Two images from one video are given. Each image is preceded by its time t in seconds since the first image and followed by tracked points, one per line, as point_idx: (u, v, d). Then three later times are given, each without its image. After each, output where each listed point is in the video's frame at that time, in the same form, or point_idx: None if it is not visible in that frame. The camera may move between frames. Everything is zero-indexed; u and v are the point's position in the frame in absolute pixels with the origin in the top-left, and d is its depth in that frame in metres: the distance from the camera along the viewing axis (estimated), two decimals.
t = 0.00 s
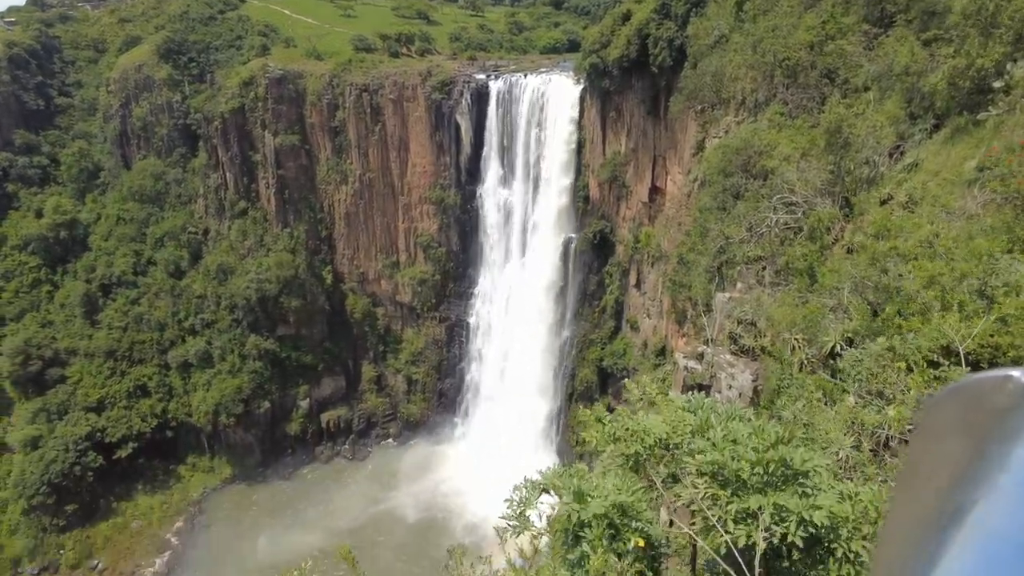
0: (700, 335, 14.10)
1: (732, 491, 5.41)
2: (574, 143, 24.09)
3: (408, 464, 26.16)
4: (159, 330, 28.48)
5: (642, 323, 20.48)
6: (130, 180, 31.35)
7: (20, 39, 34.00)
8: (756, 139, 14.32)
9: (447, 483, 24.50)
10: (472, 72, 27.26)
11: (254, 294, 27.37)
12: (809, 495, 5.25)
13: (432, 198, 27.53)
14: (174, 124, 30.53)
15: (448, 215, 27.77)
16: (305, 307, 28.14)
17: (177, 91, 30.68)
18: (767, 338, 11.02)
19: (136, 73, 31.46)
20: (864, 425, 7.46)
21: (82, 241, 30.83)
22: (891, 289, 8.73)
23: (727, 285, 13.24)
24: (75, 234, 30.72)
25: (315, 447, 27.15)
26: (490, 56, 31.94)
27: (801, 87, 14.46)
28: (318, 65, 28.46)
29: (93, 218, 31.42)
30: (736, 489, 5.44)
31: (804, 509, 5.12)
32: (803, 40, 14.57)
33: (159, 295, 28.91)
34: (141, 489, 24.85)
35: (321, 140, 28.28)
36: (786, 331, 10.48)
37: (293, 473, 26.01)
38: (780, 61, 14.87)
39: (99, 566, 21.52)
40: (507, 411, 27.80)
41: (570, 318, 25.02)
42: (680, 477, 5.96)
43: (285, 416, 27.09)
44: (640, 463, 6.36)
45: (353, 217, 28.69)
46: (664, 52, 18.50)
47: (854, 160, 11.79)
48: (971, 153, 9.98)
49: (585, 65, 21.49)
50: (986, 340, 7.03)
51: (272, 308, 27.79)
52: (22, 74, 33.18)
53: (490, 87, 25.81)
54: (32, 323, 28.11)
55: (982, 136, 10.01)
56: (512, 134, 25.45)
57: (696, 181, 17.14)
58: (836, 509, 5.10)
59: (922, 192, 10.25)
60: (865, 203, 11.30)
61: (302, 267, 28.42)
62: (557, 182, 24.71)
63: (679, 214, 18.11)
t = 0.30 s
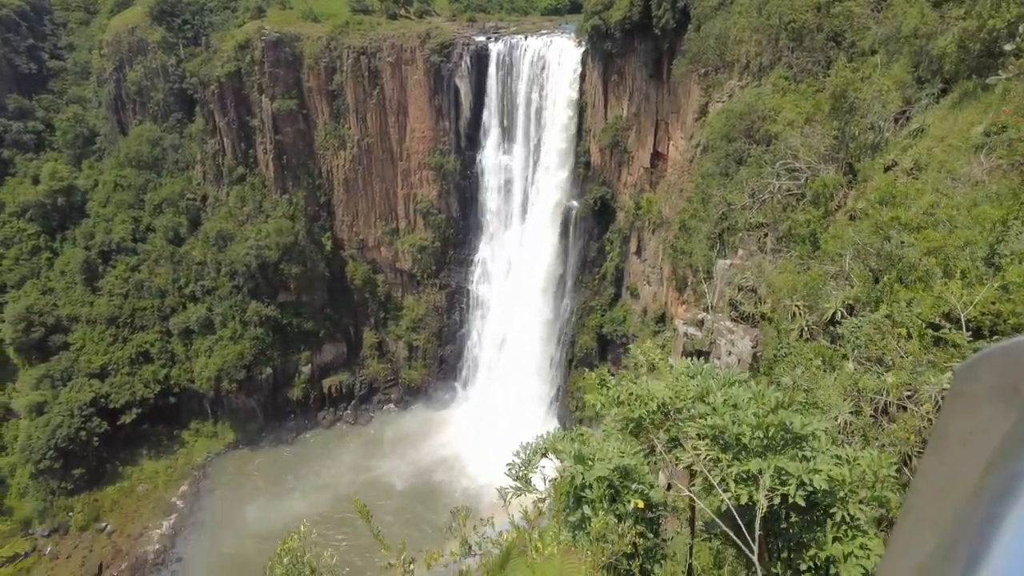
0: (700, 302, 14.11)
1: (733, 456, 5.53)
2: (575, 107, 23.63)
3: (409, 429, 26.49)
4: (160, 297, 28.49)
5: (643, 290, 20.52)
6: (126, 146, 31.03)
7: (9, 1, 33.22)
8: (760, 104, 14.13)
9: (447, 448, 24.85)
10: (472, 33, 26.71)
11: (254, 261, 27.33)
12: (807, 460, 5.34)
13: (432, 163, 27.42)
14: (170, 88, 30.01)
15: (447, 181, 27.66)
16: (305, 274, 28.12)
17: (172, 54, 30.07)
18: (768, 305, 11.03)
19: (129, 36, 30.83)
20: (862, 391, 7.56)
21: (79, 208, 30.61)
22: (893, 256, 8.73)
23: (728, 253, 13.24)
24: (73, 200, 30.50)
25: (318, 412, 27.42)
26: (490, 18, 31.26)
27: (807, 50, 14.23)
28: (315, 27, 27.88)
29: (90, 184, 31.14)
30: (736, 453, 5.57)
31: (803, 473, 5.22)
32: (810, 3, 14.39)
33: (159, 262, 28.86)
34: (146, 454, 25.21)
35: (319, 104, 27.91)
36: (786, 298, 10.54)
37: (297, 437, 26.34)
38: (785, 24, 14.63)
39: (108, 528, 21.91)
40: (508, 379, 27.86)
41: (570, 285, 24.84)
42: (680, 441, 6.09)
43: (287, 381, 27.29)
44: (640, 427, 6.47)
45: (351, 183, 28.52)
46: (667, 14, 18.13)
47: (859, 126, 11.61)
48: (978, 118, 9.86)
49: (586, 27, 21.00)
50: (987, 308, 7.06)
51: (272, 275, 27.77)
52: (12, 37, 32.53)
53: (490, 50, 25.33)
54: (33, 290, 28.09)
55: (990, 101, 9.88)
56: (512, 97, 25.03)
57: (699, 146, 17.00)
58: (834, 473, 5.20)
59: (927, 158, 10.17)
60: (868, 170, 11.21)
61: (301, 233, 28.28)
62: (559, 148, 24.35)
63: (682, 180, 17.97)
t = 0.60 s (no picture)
0: (701, 259, 14.10)
1: (733, 407, 5.65)
2: (577, 59, 22.99)
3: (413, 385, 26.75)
4: (161, 254, 28.49)
5: (644, 247, 20.48)
6: (122, 100, 30.70)
7: None
8: (767, 57, 13.82)
9: (447, 404, 25.04)
10: None
11: (254, 218, 27.14)
12: (805, 412, 5.43)
13: (432, 117, 26.99)
14: (164, 41, 29.15)
15: (448, 135, 27.38)
16: (306, 231, 28.01)
17: (163, 6, 28.94)
18: (769, 261, 11.03)
19: None
20: (861, 346, 7.67)
21: (77, 163, 30.32)
22: (898, 212, 8.69)
23: (730, 209, 13.18)
24: (69, 156, 30.20)
25: (322, 367, 27.61)
26: None
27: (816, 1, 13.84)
28: None
29: (86, 139, 30.78)
30: (736, 404, 5.68)
31: (802, 423, 5.32)
32: None
33: (159, 219, 28.74)
34: (153, 408, 25.62)
35: (317, 57, 27.32)
36: (788, 255, 10.54)
37: (302, 392, 26.48)
38: None
39: (118, 480, 22.44)
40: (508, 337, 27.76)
41: (572, 241, 24.35)
42: (680, 393, 6.19)
43: (290, 336, 27.33)
44: (640, 380, 6.60)
45: (351, 137, 28.13)
46: None
47: (867, 79, 11.49)
48: (991, 71, 9.65)
49: None
50: (989, 265, 7.02)
51: (273, 232, 27.62)
52: None
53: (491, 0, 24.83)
54: (34, 247, 28.06)
55: (1004, 54, 9.65)
56: (514, 49, 24.56)
57: (705, 101, 16.77)
58: (833, 426, 5.29)
59: (936, 113, 9.98)
60: (875, 124, 11.11)
61: (301, 189, 27.99)
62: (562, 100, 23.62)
63: (686, 136, 17.87)
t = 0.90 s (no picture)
0: (705, 221, 14.02)
1: (735, 367, 5.73)
2: (581, 15, 22.58)
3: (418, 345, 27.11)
4: (162, 216, 28.41)
5: (648, 209, 20.43)
6: (117, 58, 30.17)
7: None
8: (776, 14, 13.48)
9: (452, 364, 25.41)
10: None
11: (254, 178, 26.92)
12: (806, 372, 5.52)
13: (432, 76, 26.49)
14: None
15: (449, 94, 26.92)
16: (306, 192, 27.81)
17: None
18: (773, 224, 11.00)
19: None
20: (863, 309, 7.66)
21: (73, 124, 29.99)
22: (905, 174, 8.59)
23: (735, 170, 13.09)
24: (66, 116, 29.86)
25: (325, 328, 27.72)
26: None
27: None
28: None
29: (82, 99, 30.36)
30: (738, 364, 5.75)
31: (803, 384, 5.39)
32: None
33: (159, 179, 28.62)
34: (158, 369, 25.91)
35: (315, 13, 26.73)
36: (793, 217, 10.45)
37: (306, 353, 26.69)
38: None
39: (127, 439, 22.89)
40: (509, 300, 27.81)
41: (574, 204, 24.18)
42: (682, 352, 6.30)
43: (293, 297, 27.41)
44: (642, 341, 6.64)
45: (350, 96, 27.76)
46: None
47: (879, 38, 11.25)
48: (1005, 30, 9.50)
49: None
50: (995, 228, 7.01)
51: (273, 193, 27.38)
52: None
53: None
54: (35, 208, 27.94)
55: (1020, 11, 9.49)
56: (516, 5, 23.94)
57: (711, 59, 17.12)
58: (833, 386, 5.37)
59: (948, 72, 9.78)
60: (886, 84, 10.93)
61: (301, 149, 27.67)
62: (565, 59, 23.10)
63: (692, 95, 17.93)
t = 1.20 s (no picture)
0: (709, 189, 13.87)
1: (738, 335, 5.79)
2: None
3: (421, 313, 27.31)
4: (162, 183, 28.30)
5: (651, 176, 20.29)
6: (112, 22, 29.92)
7: None
8: None
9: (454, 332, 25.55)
10: None
11: (254, 145, 26.65)
12: (807, 341, 5.55)
13: (433, 40, 25.99)
14: None
15: (449, 59, 26.44)
16: (307, 159, 27.56)
17: None
18: (777, 192, 10.92)
19: None
20: (867, 278, 7.65)
21: (71, 90, 29.69)
22: (912, 141, 8.59)
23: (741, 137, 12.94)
24: (62, 82, 29.54)
25: (327, 297, 27.77)
26: None
27: None
28: None
29: (78, 64, 29.94)
30: (740, 333, 5.80)
31: (803, 353, 5.42)
32: None
33: (159, 146, 28.53)
34: (163, 337, 26.12)
35: None
36: (798, 184, 10.33)
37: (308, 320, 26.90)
38: None
39: (133, 406, 23.18)
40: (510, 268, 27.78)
41: (575, 171, 24.00)
42: (685, 321, 6.29)
43: (295, 266, 27.36)
44: (644, 309, 6.64)
45: (350, 61, 27.38)
46: None
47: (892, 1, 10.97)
48: None
49: None
50: (1001, 198, 6.96)
51: (274, 160, 27.12)
52: None
53: None
54: (34, 175, 27.76)
55: None
56: None
57: (716, 23, 16.84)
58: (833, 354, 5.40)
59: (961, 36, 9.60)
60: (896, 48, 10.72)
61: (301, 115, 27.31)
62: (568, 23, 22.67)
63: (697, 60, 17.65)
